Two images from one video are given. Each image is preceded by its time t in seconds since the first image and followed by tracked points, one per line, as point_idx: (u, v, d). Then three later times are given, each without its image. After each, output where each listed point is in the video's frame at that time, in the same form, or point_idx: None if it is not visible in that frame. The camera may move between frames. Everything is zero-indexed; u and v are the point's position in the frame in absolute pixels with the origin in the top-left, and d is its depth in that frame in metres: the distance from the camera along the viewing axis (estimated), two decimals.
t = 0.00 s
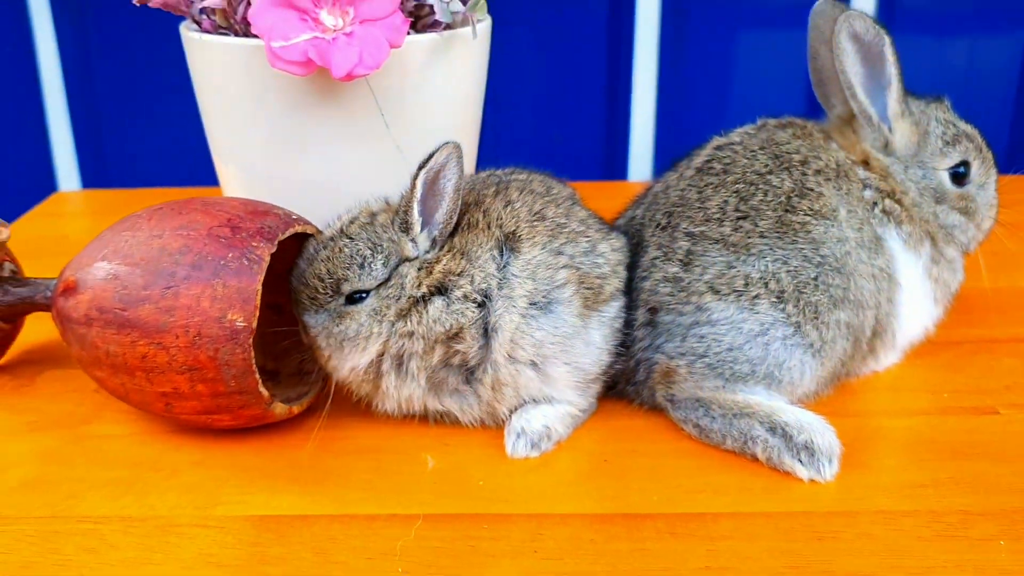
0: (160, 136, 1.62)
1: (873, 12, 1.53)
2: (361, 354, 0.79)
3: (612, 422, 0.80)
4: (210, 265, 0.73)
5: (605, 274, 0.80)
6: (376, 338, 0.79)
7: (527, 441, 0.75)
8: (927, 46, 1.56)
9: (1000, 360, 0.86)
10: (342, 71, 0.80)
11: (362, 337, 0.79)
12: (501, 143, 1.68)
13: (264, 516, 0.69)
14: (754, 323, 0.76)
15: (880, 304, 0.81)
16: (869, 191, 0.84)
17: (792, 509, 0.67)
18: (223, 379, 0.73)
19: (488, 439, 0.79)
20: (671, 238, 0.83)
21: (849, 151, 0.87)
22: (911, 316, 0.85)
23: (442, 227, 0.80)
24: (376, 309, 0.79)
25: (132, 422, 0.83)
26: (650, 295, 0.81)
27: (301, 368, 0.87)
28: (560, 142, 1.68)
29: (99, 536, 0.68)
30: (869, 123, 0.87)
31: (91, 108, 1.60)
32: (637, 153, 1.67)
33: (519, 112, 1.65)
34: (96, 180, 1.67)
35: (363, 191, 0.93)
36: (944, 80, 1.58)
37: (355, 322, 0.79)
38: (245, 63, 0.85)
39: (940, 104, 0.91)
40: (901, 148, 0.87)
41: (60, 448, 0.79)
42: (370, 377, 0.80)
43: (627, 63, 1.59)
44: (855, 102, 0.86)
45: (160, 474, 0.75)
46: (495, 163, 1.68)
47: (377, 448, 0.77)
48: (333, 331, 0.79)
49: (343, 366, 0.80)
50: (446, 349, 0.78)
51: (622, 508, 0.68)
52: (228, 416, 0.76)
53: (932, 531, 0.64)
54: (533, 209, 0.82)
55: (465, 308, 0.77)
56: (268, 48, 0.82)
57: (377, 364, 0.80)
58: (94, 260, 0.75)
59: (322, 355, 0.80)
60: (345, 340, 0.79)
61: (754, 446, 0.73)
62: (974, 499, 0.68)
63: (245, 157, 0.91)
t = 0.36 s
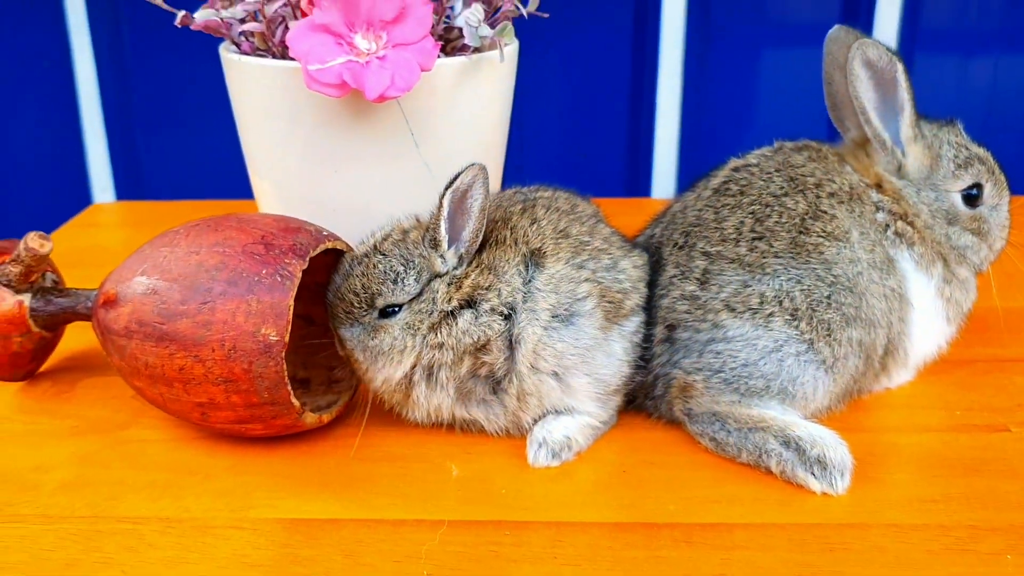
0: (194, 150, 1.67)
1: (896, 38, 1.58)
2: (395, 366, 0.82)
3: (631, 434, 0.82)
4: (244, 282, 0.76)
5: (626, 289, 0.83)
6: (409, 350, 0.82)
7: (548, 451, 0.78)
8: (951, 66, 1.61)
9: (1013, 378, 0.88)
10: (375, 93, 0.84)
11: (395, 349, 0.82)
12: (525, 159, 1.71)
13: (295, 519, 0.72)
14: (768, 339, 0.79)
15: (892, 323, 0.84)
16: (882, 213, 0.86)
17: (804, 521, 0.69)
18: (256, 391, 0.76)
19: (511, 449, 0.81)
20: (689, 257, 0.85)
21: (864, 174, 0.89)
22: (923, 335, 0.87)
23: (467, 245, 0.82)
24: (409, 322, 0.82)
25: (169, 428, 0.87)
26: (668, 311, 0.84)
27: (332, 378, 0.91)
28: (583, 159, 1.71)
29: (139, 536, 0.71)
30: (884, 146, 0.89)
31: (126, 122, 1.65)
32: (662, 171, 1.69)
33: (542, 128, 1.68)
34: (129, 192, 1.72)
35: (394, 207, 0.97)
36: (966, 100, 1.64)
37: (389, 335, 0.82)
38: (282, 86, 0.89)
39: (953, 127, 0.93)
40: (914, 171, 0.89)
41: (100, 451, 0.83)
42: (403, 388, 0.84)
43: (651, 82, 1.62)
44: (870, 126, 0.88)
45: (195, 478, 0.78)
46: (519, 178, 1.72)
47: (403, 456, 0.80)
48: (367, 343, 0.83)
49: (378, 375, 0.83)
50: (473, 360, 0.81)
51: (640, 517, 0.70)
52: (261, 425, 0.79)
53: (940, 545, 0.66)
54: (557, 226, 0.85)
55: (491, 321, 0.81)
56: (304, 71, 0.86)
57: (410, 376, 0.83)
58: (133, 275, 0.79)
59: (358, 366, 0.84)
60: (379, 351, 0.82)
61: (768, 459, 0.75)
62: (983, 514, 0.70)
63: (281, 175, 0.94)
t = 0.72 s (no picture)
0: (227, 167, 1.72)
1: (917, 61, 1.61)
2: (416, 381, 0.86)
3: (644, 449, 0.85)
4: (280, 293, 0.81)
5: (640, 309, 0.87)
6: (430, 366, 0.86)
7: (563, 463, 0.81)
8: (971, 89, 1.64)
9: (1019, 399, 0.90)
10: (402, 120, 0.87)
11: (416, 365, 0.86)
12: (548, 180, 1.74)
13: (322, 524, 0.76)
14: (777, 358, 0.82)
15: (898, 344, 0.86)
16: (889, 239, 0.89)
17: (809, 534, 0.72)
18: (289, 398, 0.80)
19: (528, 461, 0.85)
20: (701, 279, 0.89)
21: (873, 200, 0.93)
22: (929, 356, 0.90)
23: (486, 266, 0.86)
24: (429, 340, 0.86)
25: (203, 436, 0.91)
26: (681, 331, 0.87)
27: (360, 391, 0.95)
28: (605, 179, 1.75)
29: (174, 538, 0.75)
30: (894, 174, 0.92)
31: (161, 141, 1.71)
32: (684, 192, 1.73)
33: (565, 149, 1.72)
34: (163, 208, 1.78)
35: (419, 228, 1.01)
36: (988, 123, 1.66)
37: (411, 351, 0.86)
38: (313, 112, 0.93)
39: (961, 155, 0.96)
40: (923, 197, 0.92)
41: (137, 456, 0.87)
42: (424, 402, 0.87)
43: (672, 104, 1.66)
44: (880, 154, 0.92)
45: (227, 484, 0.82)
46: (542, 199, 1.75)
47: (425, 467, 0.84)
48: (389, 360, 0.87)
49: (400, 391, 0.87)
50: (493, 375, 0.85)
51: (651, 528, 0.73)
52: (291, 432, 0.83)
53: (941, 558, 0.69)
54: (574, 248, 0.89)
55: (509, 337, 0.84)
56: (336, 98, 0.90)
57: (431, 391, 0.87)
58: (175, 286, 0.84)
59: (380, 380, 0.87)
60: (400, 368, 0.86)
61: (776, 474, 0.78)
62: (984, 529, 0.72)
63: (311, 196, 0.99)
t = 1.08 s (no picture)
0: (241, 180, 1.77)
1: (922, 81, 1.63)
2: (422, 391, 0.89)
3: (643, 460, 0.88)
4: (290, 306, 0.84)
5: (639, 323, 0.89)
6: (435, 376, 0.89)
7: (564, 472, 0.83)
8: (975, 109, 1.66)
9: (1013, 415, 0.92)
10: (411, 137, 0.91)
11: (422, 374, 0.89)
12: (555, 196, 1.77)
13: (329, 530, 0.78)
14: (772, 372, 0.84)
15: (891, 359, 0.89)
16: (883, 257, 0.92)
17: (803, 543, 0.74)
18: (298, 407, 0.83)
19: (530, 470, 0.87)
20: (699, 294, 0.91)
21: (868, 219, 0.95)
22: (923, 371, 0.92)
23: (491, 279, 0.89)
24: (434, 350, 0.89)
25: (215, 443, 0.93)
26: (679, 345, 0.90)
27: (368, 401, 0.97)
28: (612, 196, 1.77)
29: (186, 541, 0.77)
30: (889, 194, 0.95)
31: (175, 155, 1.75)
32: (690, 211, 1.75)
33: (573, 166, 1.75)
34: (177, 221, 1.82)
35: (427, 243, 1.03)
36: (992, 141, 1.69)
37: (417, 362, 0.89)
38: (325, 129, 0.96)
39: (955, 175, 0.98)
40: (917, 217, 0.95)
41: (151, 463, 0.90)
42: (430, 412, 0.90)
43: (679, 123, 1.68)
44: (875, 174, 0.94)
45: (237, 490, 0.85)
46: (550, 216, 1.78)
47: (430, 475, 0.86)
48: (397, 368, 0.89)
49: (405, 401, 0.90)
50: (496, 387, 0.87)
51: (649, 535, 0.75)
52: (300, 440, 0.86)
53: (930, 567, 0.71)
54: (576, 263, 0.92)
55: (511, 349, 0.87)
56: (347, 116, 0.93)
57: (437, 401, 0.89)
58: (189, 299, 0.86)
59: (387, 390, 0.90)
60: (407, 376, 0.89)
61: (771, 484, 0.80)
62: (973, 539, 0.74)
63: (323, 210, 1.02)
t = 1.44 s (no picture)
0: (251, 193, 1.79)
1: (925, 95, 1.65)
2: (428, 402, 0.91)
3: (645, 470, 0.89)
4: (300, 317, 0.86)
5: (641, 335, 0.91)
6: (441, 387, 0.90)
7: (567, 481, 0.85)
8: (980, 122, 1.68)
9: (1011, 426, 0.94)
10: (418, 153, 0.92)
11: (427, 386, 0.91)
12: (562, 209, 1.79)
13: (337, 537, 0.80)
14: (771, 384, 0.86)
15: (889, 371, 0.91)
16: (881, 270, 0.94)
17: (801, 552, 0.75)
18: (307, 417, 0.85)
19: (533, 479, 0.89)
20: (700, 307, 0.93)
21: (867, 233, 0.97)
22: (921, 383, 0.94)
23: (494, 292, 0.91)
24: (440, 362, 0.91)
25: (225, 452, 0.95)
26: (680, 356, 0.91)
27: (375, 411, 0.99)
28: (618, 210, 1.79)
29: (197, 548, 0.79)
30: (887, 208, 0.96)
31: (187, 168, 1.78)
32: (696, 223, 1.77)
33: (580, 180, 1.77)
34: (189, 234, 1.85)
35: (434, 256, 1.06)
36: (996, 155, 1.70)
37: (423, 373, 0.91)
38: (334, 145, 0.99)
39: (952, 190, 1.00)
40: (915, 231, 0.97)
41: (163, 471, 0.91)
42: (435, 423, 0.92)
43: (685, 137, 1.70)
44: (874, 189, 0.96)
45: (247, 497, 0.86)
46: (557, 229, 1.80)
47: (436, 484, 0.88)
48: (402, 380, 0.91)
49: (411, 411, 0.91)
50: (500, 398, 0.89)
51: (650, 544, 0.77)
52: (309, 449, 0.88)
53: None
54: (579, 276, 0.94)
55: (515, 361, 0.89)
56: (355, 132, 0.95)
57: (442, 411, 0.91)
58: (200, 310, 0.89)
59: (393, 400, 0.92)
60: (413, 388, 0.91)
61: (771, 494, 0.82)
62: (970, 548, 0.75)
63: (332, 224, 1.04)
